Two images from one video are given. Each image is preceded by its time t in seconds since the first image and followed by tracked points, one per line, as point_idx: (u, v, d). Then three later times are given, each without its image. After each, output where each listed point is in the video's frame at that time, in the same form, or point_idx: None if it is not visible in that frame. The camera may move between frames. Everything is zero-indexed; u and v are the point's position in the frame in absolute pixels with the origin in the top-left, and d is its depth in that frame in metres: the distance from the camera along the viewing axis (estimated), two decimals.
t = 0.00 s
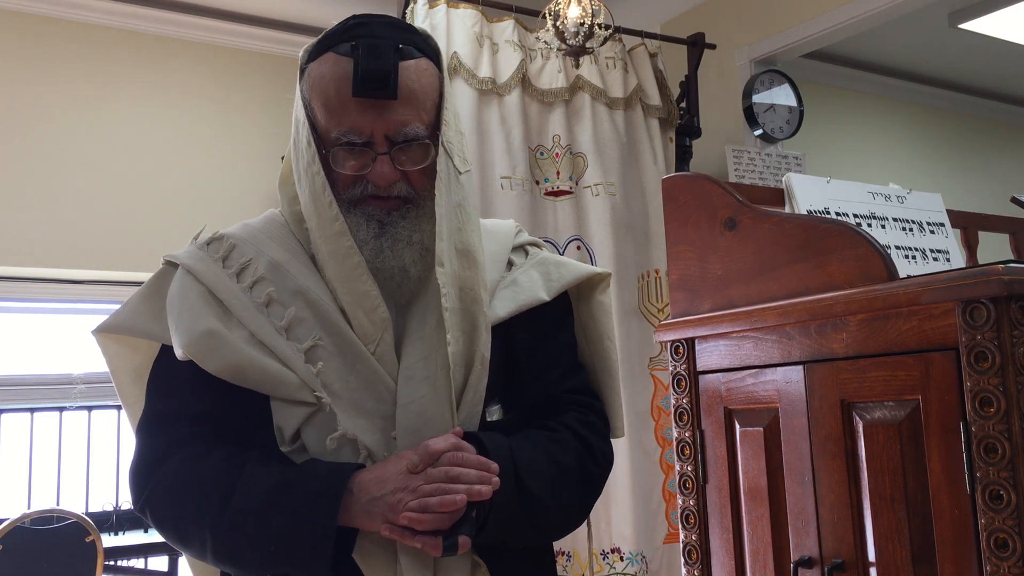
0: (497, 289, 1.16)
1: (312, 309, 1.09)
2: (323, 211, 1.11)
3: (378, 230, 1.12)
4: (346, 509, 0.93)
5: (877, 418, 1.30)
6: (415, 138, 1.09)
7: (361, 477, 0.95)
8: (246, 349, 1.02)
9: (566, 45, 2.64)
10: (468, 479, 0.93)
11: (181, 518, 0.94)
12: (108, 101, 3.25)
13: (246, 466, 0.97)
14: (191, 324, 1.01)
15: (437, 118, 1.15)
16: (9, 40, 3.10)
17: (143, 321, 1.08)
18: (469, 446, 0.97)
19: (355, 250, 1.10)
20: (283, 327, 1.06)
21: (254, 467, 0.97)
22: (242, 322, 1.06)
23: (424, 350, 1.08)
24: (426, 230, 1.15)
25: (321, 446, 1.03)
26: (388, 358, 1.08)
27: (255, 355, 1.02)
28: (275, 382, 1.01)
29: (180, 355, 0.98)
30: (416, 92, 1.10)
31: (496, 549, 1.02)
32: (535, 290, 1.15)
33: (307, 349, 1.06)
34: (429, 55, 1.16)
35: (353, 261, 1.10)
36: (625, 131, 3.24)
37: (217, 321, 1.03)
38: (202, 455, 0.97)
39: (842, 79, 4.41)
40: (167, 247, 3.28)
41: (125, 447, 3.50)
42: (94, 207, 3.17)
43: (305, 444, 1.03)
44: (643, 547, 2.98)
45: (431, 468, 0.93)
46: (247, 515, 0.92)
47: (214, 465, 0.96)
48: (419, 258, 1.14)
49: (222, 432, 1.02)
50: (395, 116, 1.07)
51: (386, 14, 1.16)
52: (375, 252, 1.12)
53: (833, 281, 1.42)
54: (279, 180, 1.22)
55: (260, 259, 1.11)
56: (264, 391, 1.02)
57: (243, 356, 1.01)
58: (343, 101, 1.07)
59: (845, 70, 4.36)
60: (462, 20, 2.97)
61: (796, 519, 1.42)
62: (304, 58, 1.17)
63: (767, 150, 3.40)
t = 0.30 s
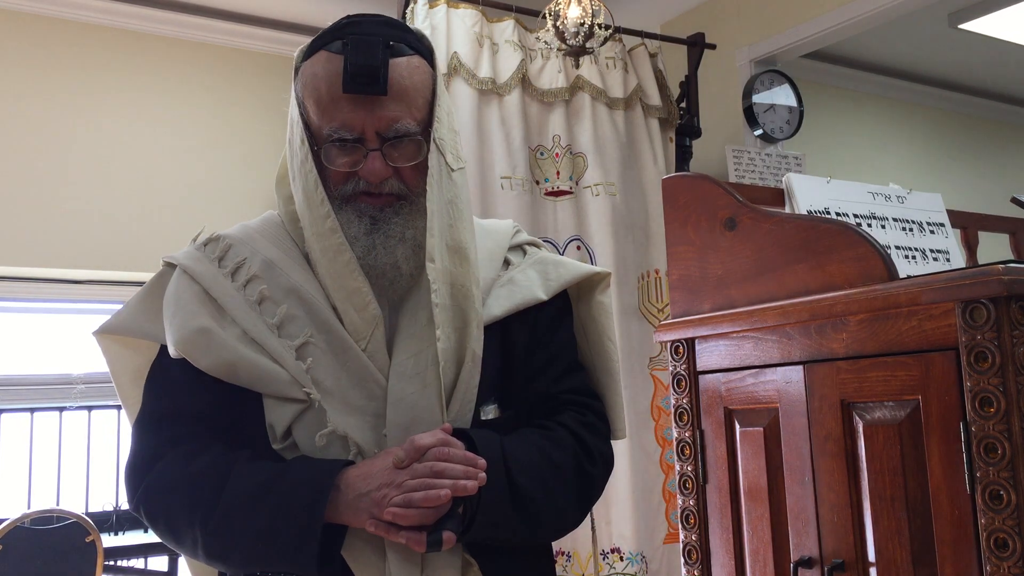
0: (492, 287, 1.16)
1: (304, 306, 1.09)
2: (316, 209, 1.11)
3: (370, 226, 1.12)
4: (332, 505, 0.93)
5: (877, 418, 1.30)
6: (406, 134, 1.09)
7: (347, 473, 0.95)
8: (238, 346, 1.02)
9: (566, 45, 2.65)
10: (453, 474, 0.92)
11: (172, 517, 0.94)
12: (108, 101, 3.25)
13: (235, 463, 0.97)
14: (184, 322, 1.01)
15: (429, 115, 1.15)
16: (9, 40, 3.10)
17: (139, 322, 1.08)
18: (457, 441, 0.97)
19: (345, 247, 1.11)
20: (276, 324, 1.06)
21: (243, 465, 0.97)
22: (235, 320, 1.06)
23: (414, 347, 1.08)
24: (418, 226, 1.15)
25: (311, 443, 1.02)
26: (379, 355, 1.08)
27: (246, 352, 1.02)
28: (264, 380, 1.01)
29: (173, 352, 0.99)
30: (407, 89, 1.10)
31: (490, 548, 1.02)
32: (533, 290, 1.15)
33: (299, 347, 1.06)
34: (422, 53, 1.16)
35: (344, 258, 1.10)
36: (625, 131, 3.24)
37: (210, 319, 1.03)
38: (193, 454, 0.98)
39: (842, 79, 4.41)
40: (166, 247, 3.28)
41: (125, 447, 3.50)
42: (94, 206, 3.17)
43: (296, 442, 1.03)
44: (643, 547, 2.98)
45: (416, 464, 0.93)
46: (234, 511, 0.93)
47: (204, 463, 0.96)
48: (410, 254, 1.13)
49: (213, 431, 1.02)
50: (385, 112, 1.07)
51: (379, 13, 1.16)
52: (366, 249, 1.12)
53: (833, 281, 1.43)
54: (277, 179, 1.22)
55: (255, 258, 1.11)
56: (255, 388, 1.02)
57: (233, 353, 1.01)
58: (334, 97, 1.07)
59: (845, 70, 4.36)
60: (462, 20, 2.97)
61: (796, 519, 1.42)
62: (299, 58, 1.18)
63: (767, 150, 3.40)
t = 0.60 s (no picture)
0: (492, 287, 1.16)
1: (302, 307, 1.09)
2: (313, 210, 1.12)
3: (367, 227, 1.12)
4: (327, 507, 0.93)
5: (877, 418, 1.30)
6: (403, 134, 1.09)
7: (343, 475, 0.95)
8: (234, 347, 1.02)
9: (566, 45, 2.65)
10: (448, 477, 0.93)
11: (172, 517, 0.95)
12: (108, 101, 3.25)
13: (234, 464, 0.98)
14: (182, 323, 1.01)
15: (427, 115, 1.15)
16: (9, 40, 3.10)
17: (140, 323, 1.09)
18: (452, 443, 0.97)
19: (341, 248, 1.11)
20: (273, 325, 1.06)
21: (242, 465, 0.97)
22: (232, 321, 1.06)
23: (411, 348, 1.08)
24: (415, 226, 1.15)
25: (309, 445, 1.02)
26: (376, 356, 1.08)
27: (243, 354, 1.02)
28: (262, 381, 1.01)
29: (171, 353, 0.99)
30: (404, 89, 1.10)
31: (487, 547, 1.02)
32: (533, 289, 1.15)
33: (297, 348, 1.06)
34: (418, 52, 1.16)
35: (340, 259, 1.10)
36: (625, 131, 3.24)
37: (208, 320, 1.03)
38: (192, 455, 0.98)
39: (841, 78, 4.41)
40: (166, 246, 3.28)
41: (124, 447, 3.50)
42: (94, 206, 3.17)
43: (294, 443, 1.03)
44: (643, 547, 2.98)
45: (411, 466, 0.93)
46: (233, 512, 0.93)
47: (203, 464, 0.96)
48: (405, 254, 1.13)
49: (212, 432, 1.03)
50: (381, 113, 1.07)
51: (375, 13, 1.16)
52: (363, 249, 1.12)
53: (833, 282, 1.42)
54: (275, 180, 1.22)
55: (253, 259, 1.11)
56: (252, 389, 1.02)
57: (230, 355, 1.01)
58: (330, 99, 1.07)
59: (845, 70, 4.36)
60: (462, 20, 2.97)
61: (796, 519, 1.42)
62: (298, 59, 1.18)
63: (767, 150, 3.40)
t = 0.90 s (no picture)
0: (496, 287, 1.16)
1: (308, 307, 1.09)
2: (319, 209, 1.11)
3: (374, 227, 1.12)
4: (337, 508, 0.93)
5: (877, 418, 1.30)
6: (411, 135, 1.09)
7: (352, 475, 0.95)
8: (241, 348, 1.02)
9: (567, 45, 2.65)
10: (459, 478, 0.92)
11: (177, 518, 0.94)
12: (107, 101, 3.25)
13: (241, 465, 0.98)
14: (188, 323, 1.01)
15: (434, 115, 1.15)
16: (8, 39, 3.10)
17: (144, 323, 1.08)
18: (462, 444, 0.97)
19: (349, 248, 1.10)
20: (279, 325, 1.06)
21: (249, 466, 0.97)
22: (238, 321, 1.06)
23: (418, 349, 1.08)
24: (423, 227, 1.15)
25: (317, 445, 1.02)
26: (383, 356, 1.08)
27: (250, 354, 1.02)
28: (270, 381, 1.01)
29: (177, 354, 0.99)
30: (412, 90, 1.10)
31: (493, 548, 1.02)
32: (537, 289, 1.15)
33: (304, 348, 1.06)
34: (425, 52, 1.16)
35: (347, 259, 1.10)
36: (625, 131, 3.24)
37: (214, 320, 1.03)
38: (197, 456, 0.98)
39: (841, 78, 4.41)
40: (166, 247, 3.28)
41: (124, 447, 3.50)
42: (94, 207, 3.17)
43: (301, 443, 1.02)
44: (643, 547, 2.98)
45: (422, 467, 0.93)
46: (241, 512, 0.93)
47: (210, 465, 0.96)
48: (414, 254, 1.13)
49: (217, 433, 1.03)
50: (390, 113, 1.07)
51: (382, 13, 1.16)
52: (370, 250, 1.11)
53: (833, 281, 1.43)
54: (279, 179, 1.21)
55: (258, 258, 1.11)
56: (260, 390, 1.02)
57: (237, 355, 1.01)
58: (339, 98, 1.07)
59: (845, 70, 4.36)
60: (462, 20, 2.96)
61: (796, 519, 1.42)
62: (302, 58, 1.18)
63: (767, 150, 3.40)
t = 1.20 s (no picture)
0: (506, 288, 1.16)
1: (321, 308, 1.08)
2: (332, 210, 1.11)
3: (389, 229, 1.12)
4: (354, 509, 0.93)
5: (877, 418, 1.30)
6: (429, 137, 1.09)
7: (369, 475, 0.94)
8: (255, 348, 1.02)
9: (567, 45, 2.65)
10: (477, 479, 0.92)
11: (191, 518, 0.94)
12: (107, 101, 3.25)
13: (254, 464, 0.97)
14: (201, 322, 1.01)
15: (450, 118, 1.15)
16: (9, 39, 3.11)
17: (151, 320, 1.08)
18: (478, 445, 0.97)
19: (363, 249, 1.10)
20: (293, 325, 1.06)
21: (262, 465, 0.97)
22: (251, 320, 1.05)
23: (432, 349, 1.08)
24: (436, 229, 1.14)
25: (330, 445, 1.02)
26: (397, 357, 1.08)
27: (263, 354, 1.01)
28: (284, 381, 1.01)
29: (190, 353, 0.98)
30: (430, 92, 1.10)
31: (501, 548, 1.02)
32: (545, 290, 1.15)
33: (317, 348, 1.05)
34: (442, 55, 1.16)
35: (361, 259, 1.09)
36: (625, 131, 3.24)
37: (227, 319, 1.03)
38: (207, 456, 0.97)
39: (841, 78, 4.41)
40: (166, 247, 3.28)
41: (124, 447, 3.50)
42: (94, 207, 3.17)
43: (315, 443, 1.02)
44: (643, 547, 2.98)
45: (439, 468, 0.93)
46: (255, 511, 0.93)
47: (222, 464, 0.96)
48: (427, 254, 1.13)
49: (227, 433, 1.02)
50: (408, 115, 1.07)
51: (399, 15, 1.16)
52: (385, 250, 1.11)
53: (833, 281, 1.42)
54: (288, 178, 1.21)
55: (270, 257, 1.11)
56: (274, 390, 1.02)
57: (251, 355, 1.00)
58: (357, 100, 1.07)
59: (845, 70, 4.36)
60: (462, 20, 2.96)
61: (796, 519, 1.42)
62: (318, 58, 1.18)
63: (767, 150, 3.40)
